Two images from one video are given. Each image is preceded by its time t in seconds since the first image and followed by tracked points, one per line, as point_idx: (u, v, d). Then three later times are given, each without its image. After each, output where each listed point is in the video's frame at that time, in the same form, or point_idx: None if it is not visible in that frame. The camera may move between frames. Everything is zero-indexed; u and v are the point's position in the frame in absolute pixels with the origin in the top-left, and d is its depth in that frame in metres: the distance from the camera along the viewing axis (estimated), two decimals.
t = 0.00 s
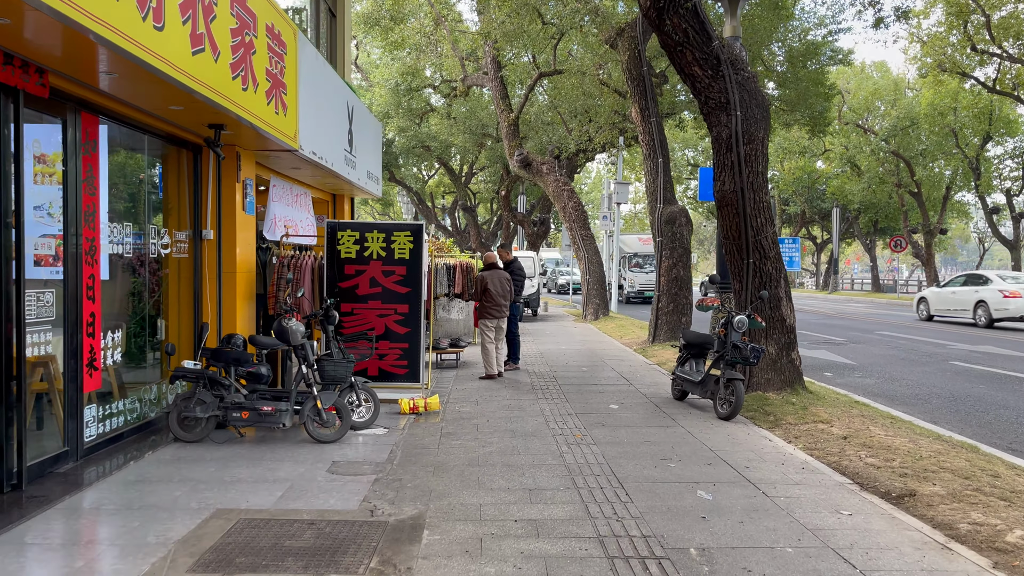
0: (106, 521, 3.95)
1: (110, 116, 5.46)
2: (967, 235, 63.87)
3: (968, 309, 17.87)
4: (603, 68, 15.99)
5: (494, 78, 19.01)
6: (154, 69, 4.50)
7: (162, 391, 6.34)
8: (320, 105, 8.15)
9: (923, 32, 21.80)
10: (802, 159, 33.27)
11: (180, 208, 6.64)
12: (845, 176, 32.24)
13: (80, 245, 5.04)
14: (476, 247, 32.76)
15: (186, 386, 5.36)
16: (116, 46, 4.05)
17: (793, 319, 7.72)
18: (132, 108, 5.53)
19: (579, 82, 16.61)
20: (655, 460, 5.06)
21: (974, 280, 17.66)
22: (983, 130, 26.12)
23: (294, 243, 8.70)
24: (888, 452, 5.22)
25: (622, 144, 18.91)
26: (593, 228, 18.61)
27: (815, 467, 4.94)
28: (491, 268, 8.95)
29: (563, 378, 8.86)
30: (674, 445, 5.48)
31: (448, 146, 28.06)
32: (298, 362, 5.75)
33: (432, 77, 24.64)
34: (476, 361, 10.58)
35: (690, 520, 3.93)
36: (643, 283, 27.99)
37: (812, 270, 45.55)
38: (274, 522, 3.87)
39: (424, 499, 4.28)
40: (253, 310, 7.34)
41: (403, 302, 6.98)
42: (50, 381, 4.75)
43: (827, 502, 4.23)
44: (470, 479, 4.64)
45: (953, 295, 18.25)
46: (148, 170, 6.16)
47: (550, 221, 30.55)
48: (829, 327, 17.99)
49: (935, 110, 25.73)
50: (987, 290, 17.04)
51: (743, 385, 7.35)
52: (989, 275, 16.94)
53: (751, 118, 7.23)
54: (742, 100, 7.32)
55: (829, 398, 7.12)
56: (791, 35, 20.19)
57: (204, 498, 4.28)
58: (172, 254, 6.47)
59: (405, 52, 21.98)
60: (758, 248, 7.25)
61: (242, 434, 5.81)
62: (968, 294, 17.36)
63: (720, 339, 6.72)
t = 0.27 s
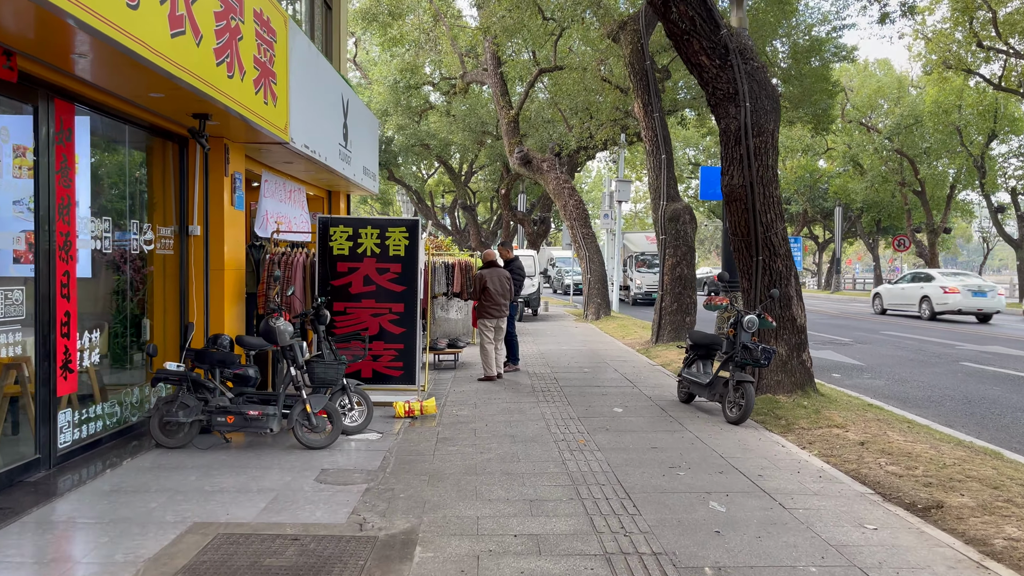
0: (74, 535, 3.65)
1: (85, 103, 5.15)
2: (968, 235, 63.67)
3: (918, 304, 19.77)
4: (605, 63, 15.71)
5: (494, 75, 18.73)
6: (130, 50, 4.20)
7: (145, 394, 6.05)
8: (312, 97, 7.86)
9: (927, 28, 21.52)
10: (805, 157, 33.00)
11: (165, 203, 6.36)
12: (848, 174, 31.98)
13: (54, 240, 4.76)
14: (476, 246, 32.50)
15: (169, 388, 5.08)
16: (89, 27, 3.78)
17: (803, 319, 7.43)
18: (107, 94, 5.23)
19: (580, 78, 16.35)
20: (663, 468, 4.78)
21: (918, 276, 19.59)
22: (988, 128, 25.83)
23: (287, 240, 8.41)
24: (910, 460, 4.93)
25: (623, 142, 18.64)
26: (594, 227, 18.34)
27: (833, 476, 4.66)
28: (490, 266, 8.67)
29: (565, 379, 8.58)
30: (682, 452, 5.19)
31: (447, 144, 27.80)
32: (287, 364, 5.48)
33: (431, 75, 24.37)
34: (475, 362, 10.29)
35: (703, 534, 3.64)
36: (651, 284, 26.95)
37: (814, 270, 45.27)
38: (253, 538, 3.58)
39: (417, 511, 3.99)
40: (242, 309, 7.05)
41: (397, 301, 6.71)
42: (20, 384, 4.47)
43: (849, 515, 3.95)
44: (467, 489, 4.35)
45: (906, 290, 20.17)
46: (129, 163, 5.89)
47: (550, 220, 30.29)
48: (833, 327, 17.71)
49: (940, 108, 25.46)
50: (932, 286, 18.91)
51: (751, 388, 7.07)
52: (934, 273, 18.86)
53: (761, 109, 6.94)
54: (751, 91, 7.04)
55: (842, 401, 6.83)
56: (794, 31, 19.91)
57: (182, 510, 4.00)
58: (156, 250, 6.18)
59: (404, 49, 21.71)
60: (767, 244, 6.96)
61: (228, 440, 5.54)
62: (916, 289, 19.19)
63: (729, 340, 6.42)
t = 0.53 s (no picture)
0: (35, 560, 3.37)
1: (59, 95, 4.87)
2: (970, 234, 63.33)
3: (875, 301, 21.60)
4: (607, 60, 15.40)
5: (493, 72, 18.44)
6: (101, 38, 3.90)
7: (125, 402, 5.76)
8: (304, 92, 7.57)
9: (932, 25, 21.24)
10: (808, 157, 32.73)
11: (148, 201, 6.07)
12: (851, 174, 31.71)
13: (24, 241, 4.48)
14: (476, 247, 32.21)
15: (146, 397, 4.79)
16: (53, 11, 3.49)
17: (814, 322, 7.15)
18: (81, 85, 4.93)
19: (580, 76, 16.09)
20: (672, 483, 4.49)
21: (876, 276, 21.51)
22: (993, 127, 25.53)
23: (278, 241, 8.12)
24: (934, 475, 4.63)
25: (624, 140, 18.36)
26: (595, 226, 18.06)
27: (852, 492, 4.38)
28: (489, 266, 8.39)
29: (567, 384, 8.29)
30: (691, 464, 4.91)
31: (446, 143, 27.53)
32: (273, 371, 5.19)
33: (430, 73, 24.08)
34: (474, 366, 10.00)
35: (717, 560, 3.35)
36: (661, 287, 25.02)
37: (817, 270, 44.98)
38: (228, 565, 3.30)
39: (408, 533, 3.71)
40: (230, 312, 6.75)
41: (392, 304, 6.42)
42: None
43: (874, 537, 3.66)
44: (462, 507, 4.06)
45: (864, 288, 22.10)
46: (110, 159, 5.62)
47: (551, 220, 30.00)
48: (839, 328, 17.42)
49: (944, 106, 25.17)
50: (886, 284, 20.93)
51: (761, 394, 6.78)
52: (888, 272, 20.73)
53: (771, 103, 6.66)
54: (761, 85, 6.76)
55: (856, 409, 6.54)
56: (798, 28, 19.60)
57: (155, 532, 3.72)
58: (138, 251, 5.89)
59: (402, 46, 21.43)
60: (777, 244, 6.68)
61: (210, 452, 5.25)
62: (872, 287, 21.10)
63: (738, 345, 6.14)
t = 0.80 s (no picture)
0: None
1: (31, 82, 4.59)
2: (973, 234, 62.95)
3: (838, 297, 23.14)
4: (608, 54, 15.10)
5: (493, 68, 18.14)
6: (65, 15, 3.60)
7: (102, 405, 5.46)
8: (294, 82, 7.28)
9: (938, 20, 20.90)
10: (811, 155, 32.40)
11: (127, 195, 5.77)
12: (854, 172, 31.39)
13: None
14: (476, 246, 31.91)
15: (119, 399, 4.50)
16: None
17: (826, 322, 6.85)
18: (53, 70, 4.65)
19: (580, 71, 15.80)
20: (680, 494, 4.19)
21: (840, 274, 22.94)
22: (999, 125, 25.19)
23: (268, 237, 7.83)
24: (960, 485, 4.34)
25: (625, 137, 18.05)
26: (596, 225, 17.76)
27: (873, 503, 4.08)
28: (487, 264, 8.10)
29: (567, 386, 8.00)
30: (700, 473, 4.61)
31: (446, 141, 27.24)
32: (255, 374, 4.89)
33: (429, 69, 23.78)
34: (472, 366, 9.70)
35: None
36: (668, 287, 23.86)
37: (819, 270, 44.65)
38: None
39: (394, 550, 3.42)
40: (214, 311, 6.45)
41: (384, 303, 6.13)
42: None
43: (900, 554, 3.37)
44: (454, 521, 3.76)
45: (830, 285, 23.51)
46: (89, 151, 5.34)
47: (551, 219, 29.68)
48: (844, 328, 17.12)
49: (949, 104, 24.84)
50: (849, 282, 22.38)
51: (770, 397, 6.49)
52: (850, 271, 22.17)
53: (781, 93, 6.37)
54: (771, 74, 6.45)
55: (871, 413, 6.24)
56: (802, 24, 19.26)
57: (119, 549, 3.42)
58: (116, 246, 5.59)
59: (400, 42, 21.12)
60: (787, 240, 6.38)
61: (189, 459, 4.96)
62: (836, 285, 22.57)
63: (748, 345, 5.85)
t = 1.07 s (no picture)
0: None
1: (9, 78, 4.33)
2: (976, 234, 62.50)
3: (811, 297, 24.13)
4: (610, 52, 14.79)
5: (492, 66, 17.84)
6: (34, 5, 3.33)
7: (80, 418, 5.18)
8: (286, 77, 6.99)
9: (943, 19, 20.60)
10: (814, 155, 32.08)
11: (109, 195, 5.49)
12: (858, 172, 31.08)
13: None
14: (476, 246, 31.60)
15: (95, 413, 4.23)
16: None
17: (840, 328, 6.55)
18: (29, 65, 4.37)
19: (581, 69, 15.52)
20: (692, 517, 3.90)
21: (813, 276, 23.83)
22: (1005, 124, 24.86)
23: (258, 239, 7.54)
24: (992, 507, 4.04)
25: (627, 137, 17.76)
26: (598, 225, 17.45)
27: (900, 528, 3.79)
28: (486, 267, 7.81)
29: (569, 394, 7.71)
30: (712, 493, 4.32)
31: (445, 140, 26.94)
32: (239, 386, 4.59)
33: (429, 68, 23.49)
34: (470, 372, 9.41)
35: None
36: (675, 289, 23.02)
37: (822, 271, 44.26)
38: None
39: None
40: (201, 318, 6.16)
41: (377, 308, 5.83)
42: None
43: None
44: (447, 549, 3.47)
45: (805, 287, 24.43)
46: (69, 150, 5.06)
47: (552, 219, 29.37)
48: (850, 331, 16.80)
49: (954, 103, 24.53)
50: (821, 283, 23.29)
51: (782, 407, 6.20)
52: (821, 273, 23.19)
53: (794, 89, 6.09)
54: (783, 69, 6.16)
55: (888, 424, 5.94)
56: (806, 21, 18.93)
57: None
58: (98, 250, 5.31)
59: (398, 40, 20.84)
60: (800, 243, 6.09)
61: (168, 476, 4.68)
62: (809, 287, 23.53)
63: (760, 354, 5.56)
